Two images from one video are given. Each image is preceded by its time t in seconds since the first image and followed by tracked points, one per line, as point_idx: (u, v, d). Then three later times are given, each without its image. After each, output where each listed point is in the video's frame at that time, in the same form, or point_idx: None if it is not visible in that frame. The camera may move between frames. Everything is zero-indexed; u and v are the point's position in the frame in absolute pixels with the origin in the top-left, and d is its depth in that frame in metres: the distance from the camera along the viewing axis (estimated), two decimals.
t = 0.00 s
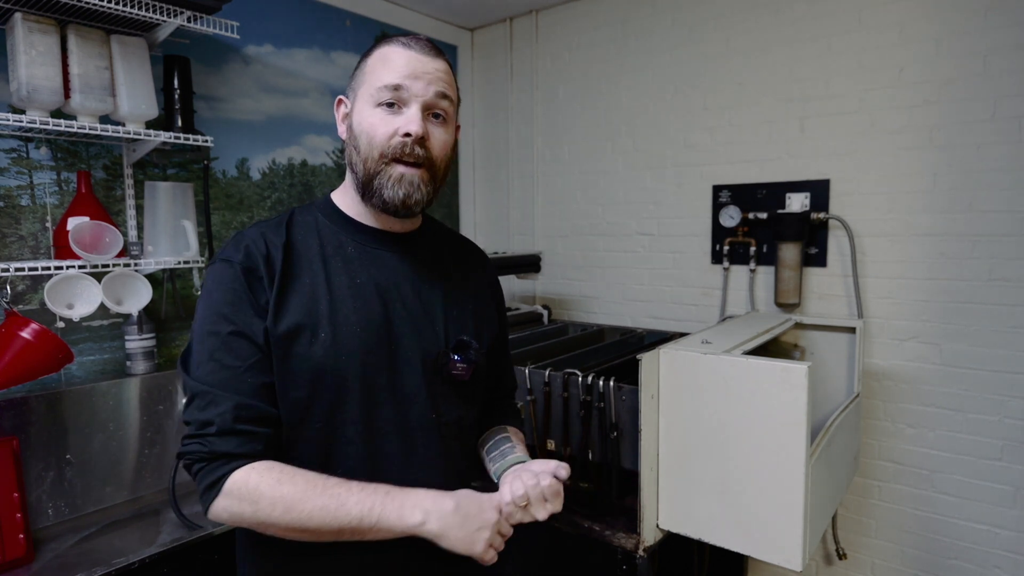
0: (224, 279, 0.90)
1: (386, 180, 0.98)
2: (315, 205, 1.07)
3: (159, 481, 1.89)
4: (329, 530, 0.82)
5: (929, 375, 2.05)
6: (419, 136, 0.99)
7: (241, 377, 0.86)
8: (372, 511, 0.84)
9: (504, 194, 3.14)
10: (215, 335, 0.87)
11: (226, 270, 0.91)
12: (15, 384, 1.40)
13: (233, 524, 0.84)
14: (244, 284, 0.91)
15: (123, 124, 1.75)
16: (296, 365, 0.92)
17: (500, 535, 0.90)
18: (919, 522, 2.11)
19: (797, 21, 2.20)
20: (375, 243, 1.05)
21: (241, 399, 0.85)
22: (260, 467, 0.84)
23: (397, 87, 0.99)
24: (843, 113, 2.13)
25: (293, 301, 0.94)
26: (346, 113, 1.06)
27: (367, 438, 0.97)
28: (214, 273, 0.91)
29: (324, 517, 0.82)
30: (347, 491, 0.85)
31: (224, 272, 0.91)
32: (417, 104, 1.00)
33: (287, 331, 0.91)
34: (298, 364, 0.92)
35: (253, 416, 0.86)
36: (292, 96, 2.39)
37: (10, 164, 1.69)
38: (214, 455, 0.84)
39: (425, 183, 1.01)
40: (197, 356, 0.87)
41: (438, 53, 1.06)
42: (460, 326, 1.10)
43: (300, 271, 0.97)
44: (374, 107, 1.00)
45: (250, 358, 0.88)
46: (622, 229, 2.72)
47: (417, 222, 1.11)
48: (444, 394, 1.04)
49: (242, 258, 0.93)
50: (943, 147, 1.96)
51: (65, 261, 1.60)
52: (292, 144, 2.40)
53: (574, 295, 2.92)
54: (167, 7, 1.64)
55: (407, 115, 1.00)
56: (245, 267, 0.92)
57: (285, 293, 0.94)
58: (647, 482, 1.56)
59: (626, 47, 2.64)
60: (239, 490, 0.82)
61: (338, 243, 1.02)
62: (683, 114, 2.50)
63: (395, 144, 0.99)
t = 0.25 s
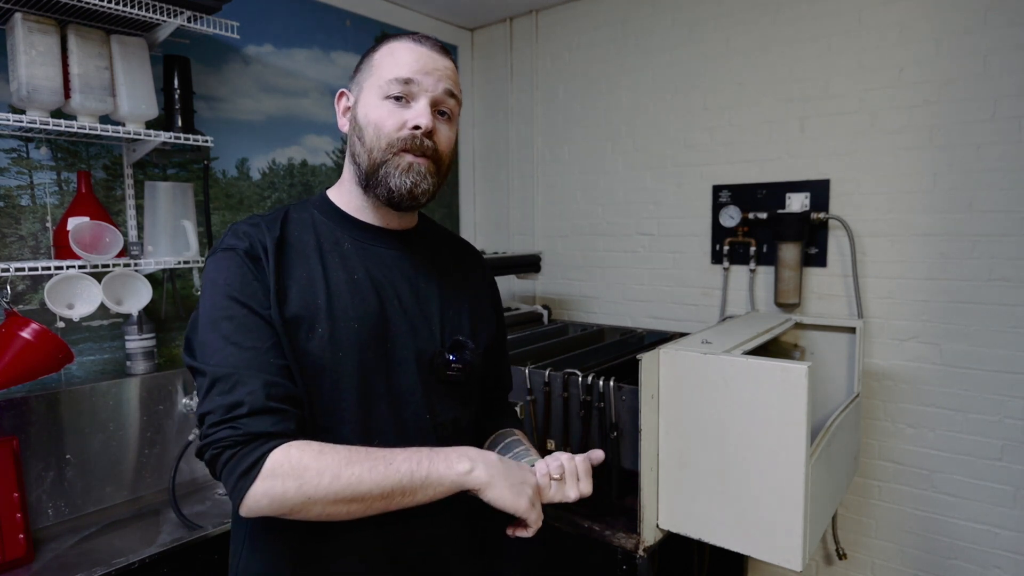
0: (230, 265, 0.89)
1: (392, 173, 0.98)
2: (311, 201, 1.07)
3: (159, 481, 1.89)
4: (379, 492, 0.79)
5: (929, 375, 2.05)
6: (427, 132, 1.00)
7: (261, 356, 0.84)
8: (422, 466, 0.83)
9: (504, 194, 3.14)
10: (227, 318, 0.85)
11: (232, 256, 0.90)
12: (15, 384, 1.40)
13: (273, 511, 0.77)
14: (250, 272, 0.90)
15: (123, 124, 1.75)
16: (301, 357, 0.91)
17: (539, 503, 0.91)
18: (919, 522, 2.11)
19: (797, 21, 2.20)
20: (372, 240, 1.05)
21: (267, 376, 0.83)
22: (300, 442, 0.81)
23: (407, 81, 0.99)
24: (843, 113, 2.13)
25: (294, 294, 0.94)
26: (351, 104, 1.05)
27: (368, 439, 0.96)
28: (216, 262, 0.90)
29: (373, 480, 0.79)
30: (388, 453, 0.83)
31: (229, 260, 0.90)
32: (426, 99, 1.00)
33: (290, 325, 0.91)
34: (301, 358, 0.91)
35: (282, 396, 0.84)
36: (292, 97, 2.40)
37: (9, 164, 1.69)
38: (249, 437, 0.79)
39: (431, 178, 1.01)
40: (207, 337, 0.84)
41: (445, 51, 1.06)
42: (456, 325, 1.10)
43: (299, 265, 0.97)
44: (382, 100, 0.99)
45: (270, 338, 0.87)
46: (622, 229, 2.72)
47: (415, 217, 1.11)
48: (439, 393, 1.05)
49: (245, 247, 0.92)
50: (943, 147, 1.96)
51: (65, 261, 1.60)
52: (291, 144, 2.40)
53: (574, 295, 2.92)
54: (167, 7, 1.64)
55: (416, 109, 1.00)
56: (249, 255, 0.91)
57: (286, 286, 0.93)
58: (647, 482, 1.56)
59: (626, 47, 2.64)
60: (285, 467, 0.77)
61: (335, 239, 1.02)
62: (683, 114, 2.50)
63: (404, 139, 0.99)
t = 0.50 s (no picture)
0: (218, 271, 0.89)
1: (403, 172, 0.98)
2: (317, 199, 1.07)
3: (159, 482, 1.89)
4: (324, 511, 0.78)
5: (929, 375, 2.05)
6: (443, 133, 1.00)
7: (237, 370, 0.85)
8: (367, 487, 0.80)
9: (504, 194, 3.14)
10: (210, 327, 0.85)
11: (220, 260, 0.90)
12: (16, 384, 1.40)
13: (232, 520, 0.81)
14: (241, 276, 0.90)
15: (123, 124, 1.75)
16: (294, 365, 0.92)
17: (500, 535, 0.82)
18: (919, 522, 2.11)
19: (797, 21, 2.20)
20: (376, 242, 1.04)
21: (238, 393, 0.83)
22: (257, 456, 0.82)
23: (426, 82, 1.00)
24: (843, 113, 2.13)
25: (292, 298, 0.94)
26: (366, 102, 1.05)
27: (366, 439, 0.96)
28: (208, 263, 0.90)
29: (317, 498, 0.78)
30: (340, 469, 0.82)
31: (220, 263, 0.90)
32: (443, 101, 1.01)
33: (285, 329, 0.92)
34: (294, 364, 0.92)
35: (251, 412, 0.84)
36: (293, 96, 2.39)
37: (9, 164, 1.69)
38: (208, 451, 0.81)
39: (442, 180, 1.01)
40: (185, 347, 0.85)
41: (467, 56, 1.07)
42: (461, 331, 1.09)
43: (302, 267, 0.97)
44: (399, 99, 1.00)
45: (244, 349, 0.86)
46: (622, 229, 2.72)
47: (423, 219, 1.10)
48: (439, 400, 1.05)
49: (238, 249, 0.92)
50: (943, 147, 1.96)
51: (65, 262, 1.59)
52: (292, 144, 2.40)
53: (574, 295, 2.92)
54: (167, 7, 1.64)
55: (433, 110, 1.00)
56: (241, 258, 0.92)
57: (285, 290, 0.94)
58: (647, 482, 1.56)
59: (626, 47, 2.64)
60: (233, 484, 0.79)
61: (338, 240, 1.02)
62: (683, 114, 2.50)
63: (418, 139, 0.99)
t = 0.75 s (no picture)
0: (216, 269, 0.88)
1: (395, 169, 0.98)
2: (315, 197, 1.07)
3: (159, 482, 1.89)
4: (310, 488, 0.79)
5: (929, 375, 2.05)
6: (432, 127, 0.99)
7: (235, 370, 0.84)
8: (349, 459, 0.80)
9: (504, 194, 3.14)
10: (206, 325, 0.84)
11: (220, 258, 0.89)
12: (15, 384, 1.40)
13: (220, 515, 0.80)
14: (243, 274, 0.90)
15: (123, 124, 1.75)
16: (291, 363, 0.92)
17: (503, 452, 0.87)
18: (919, 522, 2.11)
19: (797, 21, 2.20)
20: (374, 240, 1.04)
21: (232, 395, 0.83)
22: (234, 449, 0.81)
23: (413, 76, 0.99)
24: (842, 113, 2.13)
25: (289, 295, 0.94)
26: (357, 101, 1.05)
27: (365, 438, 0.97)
28: (211, 261, 0.89)
29: (301, 477, 0.78)
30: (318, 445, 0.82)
31: (220, 261, 0.89)
32: (431, 94, 1.00)
33: (283, 328, 0.92)
34: (292, 362, 0.92)
35: (241, 411, 0.83)
36: (293, 97, 2.40)
37: (9, 164, 1.69)
38: (193, 447, 0.81)
39: (435, 174, 1.00)
40: (181, 345, 0.85)
41: (455, 46, 1.06)
42: (460, 329, 1.09)
43: (299, 264, 0.97)
44: (388, 95, 1.00)
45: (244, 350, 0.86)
46: (622, 229, 2.72)
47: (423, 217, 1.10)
48: (439, 399, 1.04)
49: (236, 246, 0.91)
50: (943, 147, 1.96)
51: (65, 261, 1.60)
52: (291, 144, 2.40)
53: (574, 295, 2.92)
54: (167, 7, 1.64)
55: (421, 104, 1.00)
56: (239, 256, 0.91)
57: (284, 287, 0.94)
58: (647, 482, 1.56)
59: (626, 47, 2.64)
60: (215, 481, 0.78)
61: (337, 238, 1.02)
62: (683, 114, 2.50)
63: (407, 134, 0.99)
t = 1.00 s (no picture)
0: (199, 286, 0.93)
1: (396, 166, 0.97)
2: (317, 200, 1.08)
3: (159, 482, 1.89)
4: (226, 520, 0.85)
5: (929, 375, 2.05)
6: (430, 122, 0.99)
7: (199, 389, 0.91)
8: (247, 510, 0.83)
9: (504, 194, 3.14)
10: (195, 339, 0.91)
11: (203, 275, 0.93)
12: (16, 384, 1.40)
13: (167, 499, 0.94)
14: (223, 289, 0.93)
15: (123, 124, 1.75)
16: (288, 368, 0.95)
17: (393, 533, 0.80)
18: (920, 522, 2.11)
19: (797, 21, 2.20)
20: (377, 241, 1.05)
21: (182, 408, 0.89)
22: (181, 457, 0.89)
23: (408, 73, 1.00)
24: (842, 113, 2.13)
25: (285, 301, 0.96)
26: (354, 101, 1.06)
27: (365, 438, 0.97)
28: (197, 278, 0.93)
29: (218, 510, 0.84)
30: (246, 479, 0.87)
31: (204, 277, 0.93)
32: (428, 90, 1.01)
33: (278, 335, 0.94)
34: (290, 368, 0.95)
35: (185, 421, 0.90)
36: (293, 96, 2.39)
37: (10, 164, 1.69)
38: (147, 440, 0.92)
39: (437, 170, 1.00)
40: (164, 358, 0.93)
41: (450, 40, 1.07)
42: (465, 328, 1.09)
43: (298, 269, 0.99)
44: (384, 93, 1.00)
45: (204, 367, 0.91)
46: (622, 229, 2.72)
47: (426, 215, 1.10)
48: (447, 398, 1.05)
49: (231, 257, 0.95)
50: (942, 147, 1.96)
51: (65, 261, 1.60)
52: (292, 144, 2.40)
53: (574, 295, 2.92)
54: (167, 7, 1.64)
55: (418, 100, 1.00)
56: (228, 270, 0.94)
57: (277, 294, 0.96)
58: (648, 481, 1.56)
59: (626, 47, 2.64)
60: (157, 485, 0.89)
61: (338, 240, 1.03)
62: (683, 114, 2.50)
63: (406, 130, 0.99)
